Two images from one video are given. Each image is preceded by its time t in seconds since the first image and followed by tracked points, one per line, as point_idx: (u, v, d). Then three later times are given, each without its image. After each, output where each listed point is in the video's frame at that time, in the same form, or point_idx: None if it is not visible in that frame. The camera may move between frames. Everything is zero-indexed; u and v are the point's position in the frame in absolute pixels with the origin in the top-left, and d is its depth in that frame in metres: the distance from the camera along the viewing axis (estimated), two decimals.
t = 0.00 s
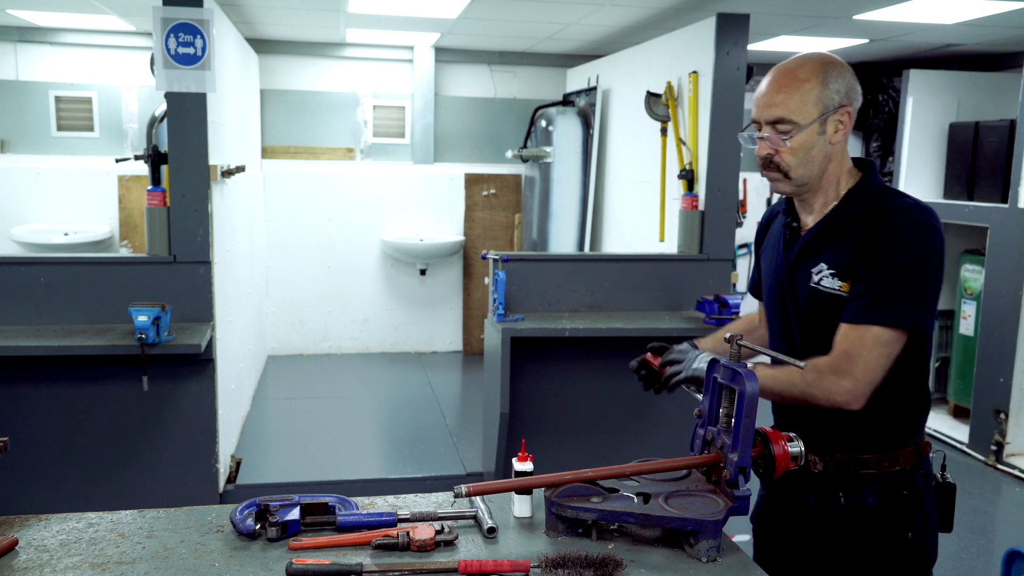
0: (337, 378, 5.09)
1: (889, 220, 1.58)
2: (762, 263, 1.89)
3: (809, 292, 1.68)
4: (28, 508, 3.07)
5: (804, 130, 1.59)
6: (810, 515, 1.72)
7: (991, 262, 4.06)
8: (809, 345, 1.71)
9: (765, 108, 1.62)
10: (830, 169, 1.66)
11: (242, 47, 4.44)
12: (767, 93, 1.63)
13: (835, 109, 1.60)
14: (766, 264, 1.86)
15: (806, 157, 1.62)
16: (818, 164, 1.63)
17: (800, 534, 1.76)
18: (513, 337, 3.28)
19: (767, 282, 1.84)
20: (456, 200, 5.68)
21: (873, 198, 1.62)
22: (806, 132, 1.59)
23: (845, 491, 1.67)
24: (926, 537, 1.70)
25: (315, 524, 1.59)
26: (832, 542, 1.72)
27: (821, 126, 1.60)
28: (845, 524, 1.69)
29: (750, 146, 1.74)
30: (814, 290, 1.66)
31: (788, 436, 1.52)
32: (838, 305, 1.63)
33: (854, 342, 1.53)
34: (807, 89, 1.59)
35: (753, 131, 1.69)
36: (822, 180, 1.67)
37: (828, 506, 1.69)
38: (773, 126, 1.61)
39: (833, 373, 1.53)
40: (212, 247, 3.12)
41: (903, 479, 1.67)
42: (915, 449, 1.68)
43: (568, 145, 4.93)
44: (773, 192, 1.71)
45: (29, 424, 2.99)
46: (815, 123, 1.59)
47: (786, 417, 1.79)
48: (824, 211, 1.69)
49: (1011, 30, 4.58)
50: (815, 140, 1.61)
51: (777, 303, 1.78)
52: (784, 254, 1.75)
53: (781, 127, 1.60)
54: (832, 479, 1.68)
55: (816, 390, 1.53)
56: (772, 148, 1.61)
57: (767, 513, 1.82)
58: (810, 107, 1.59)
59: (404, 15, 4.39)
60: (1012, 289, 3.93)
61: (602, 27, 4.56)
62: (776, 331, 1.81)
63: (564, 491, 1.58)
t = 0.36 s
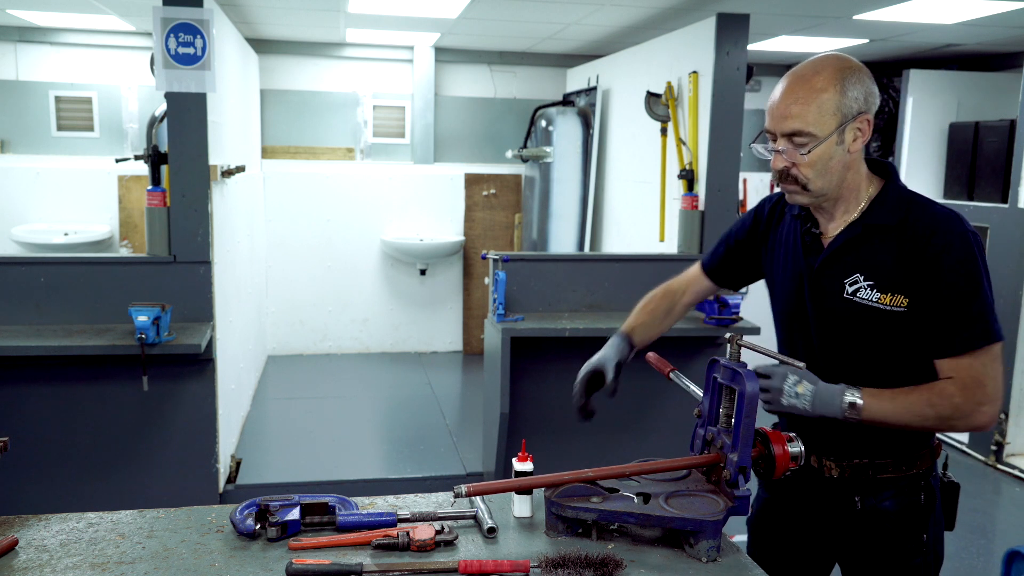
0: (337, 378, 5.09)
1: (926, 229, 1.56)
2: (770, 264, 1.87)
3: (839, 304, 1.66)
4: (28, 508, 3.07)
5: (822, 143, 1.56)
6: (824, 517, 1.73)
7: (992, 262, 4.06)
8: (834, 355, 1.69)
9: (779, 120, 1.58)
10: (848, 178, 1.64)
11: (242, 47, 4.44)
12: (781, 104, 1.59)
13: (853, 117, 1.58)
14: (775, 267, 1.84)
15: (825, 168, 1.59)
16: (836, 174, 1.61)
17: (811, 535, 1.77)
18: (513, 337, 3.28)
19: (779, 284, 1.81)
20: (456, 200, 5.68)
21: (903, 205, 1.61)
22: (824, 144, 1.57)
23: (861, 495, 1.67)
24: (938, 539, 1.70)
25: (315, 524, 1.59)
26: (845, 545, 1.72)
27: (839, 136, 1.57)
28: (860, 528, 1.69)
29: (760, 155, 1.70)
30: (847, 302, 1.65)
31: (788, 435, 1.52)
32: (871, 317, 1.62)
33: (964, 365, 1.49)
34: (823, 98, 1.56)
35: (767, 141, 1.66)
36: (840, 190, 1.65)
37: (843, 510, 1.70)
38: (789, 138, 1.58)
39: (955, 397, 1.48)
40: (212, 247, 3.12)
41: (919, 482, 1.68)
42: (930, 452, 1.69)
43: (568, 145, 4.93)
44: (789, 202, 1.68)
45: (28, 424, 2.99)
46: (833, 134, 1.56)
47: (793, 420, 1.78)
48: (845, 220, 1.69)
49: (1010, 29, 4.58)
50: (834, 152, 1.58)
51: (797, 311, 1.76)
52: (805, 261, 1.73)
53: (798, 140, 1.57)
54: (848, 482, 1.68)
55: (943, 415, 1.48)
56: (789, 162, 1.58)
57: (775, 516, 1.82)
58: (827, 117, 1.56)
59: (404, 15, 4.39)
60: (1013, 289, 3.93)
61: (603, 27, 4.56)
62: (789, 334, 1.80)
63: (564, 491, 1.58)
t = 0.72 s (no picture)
0: (337, 378, 5.09)
1: (897, 208, 1.66)
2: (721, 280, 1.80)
3: (828, 296, 1.67)
4: (28, 508, 3.07)
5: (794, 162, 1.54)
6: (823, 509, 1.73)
7: (991, 262, 4.06)
8: (818, 352, 1.69)
9: (749, 151, 1.51)
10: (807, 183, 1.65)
11: (242, 47, 4.44)
12: (745, 134, 1.51)
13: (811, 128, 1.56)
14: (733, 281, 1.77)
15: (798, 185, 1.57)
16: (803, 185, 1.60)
17: (808, 528, 1.76)
18: (513, 337, 3.28)
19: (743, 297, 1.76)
20: (456, 200, 5.68)
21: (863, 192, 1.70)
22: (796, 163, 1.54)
23: (862, 484, 1.69)
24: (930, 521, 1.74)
25: (315, 524, 1.60)
26: (845, 534, 1.72)
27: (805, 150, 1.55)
28: (862, 517, 1.70)
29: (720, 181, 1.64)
30: (836, 293, 1.66)
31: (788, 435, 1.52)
32: (857, 303, 1.66)
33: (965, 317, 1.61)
34: (787, 118, 1.51)
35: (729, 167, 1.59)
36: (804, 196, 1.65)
37: (843, 501, 1.71)
38: (763, 167, 1.53)
39: (970, 347, 1.60)
40: (212, 247, 3.12)
41: (913, 464, 1.73)
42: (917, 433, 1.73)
43: (568, 145, 4.93)
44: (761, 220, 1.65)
45: (28, 424, 2.99)
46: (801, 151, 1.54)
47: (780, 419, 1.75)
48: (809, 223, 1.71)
49: (1010, 29, 4.58)
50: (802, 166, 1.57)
51: (772, 313, 1.72)
52: (784, 264, 1.71)
53: (774, 167, 1.53)
54: (847, 472, 1.70)
55: (972, 367, 1.59)
56: (768, 189, 1.55)
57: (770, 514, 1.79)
58: (795, 137, 1.52)
59: (404, 15, 4.39)
60: (1012, 289, 3.93)
61: (602, 26, 4.56)
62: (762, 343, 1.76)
63: (564, 491, 1.58)
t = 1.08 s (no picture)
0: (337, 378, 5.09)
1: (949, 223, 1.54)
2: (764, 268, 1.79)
3: (858, 306, 1.61)
4: (28, 508, 3.07)
5: (851, 172, 1.47)
6: (842, 519, 1.72)
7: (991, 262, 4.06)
8: (843, 359, 1.64)
9: (805, 163, 1.46)
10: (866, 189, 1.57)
11: (242, 47, 4.44)
12: (801, 144, 1.46)
13: (870, 138, 1.50)
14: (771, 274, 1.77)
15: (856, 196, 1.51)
16: (859, 196, 1.54)
17: (828, 537, 1.75)
18: (513, 337, 3.28)
19: (777, 290, 1.75)
20: (455, 200, 5.68)
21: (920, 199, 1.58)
22: (853, 172, 1.48)
23: (882, 497, 1.66)
24: (960, 539, 1.68)
25: (315, 524, 1.59)
26: (865, 546, 1.71)
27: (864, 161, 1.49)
28: (880, 530, 1.68)
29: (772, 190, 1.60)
30: (867, 304, 1.60)
31: (788, 435, 1.52)
32: (888, 318, 1.58)
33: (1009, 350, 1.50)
34: (846, 129, 1.45)
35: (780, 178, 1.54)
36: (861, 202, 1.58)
37: (863, 514, 1.69)
38: (820, 179, 1.47)
39: (1009, 384, 1.50)
40: (212, 247, 3.12)
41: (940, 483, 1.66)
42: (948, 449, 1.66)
43: (568, 145, 4.93)
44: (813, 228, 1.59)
45: (28, 424, 2.99)
46: (860, 162, 1.48)
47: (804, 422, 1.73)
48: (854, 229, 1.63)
49: (1010, 29, 4.58)
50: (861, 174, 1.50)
51: (803, 315, 1.69)
52: (818, 267, 1.66)
53: (830, 178, 1.46)
54: (867, 484, 1.67)
55: (1004, 403, 1.50)
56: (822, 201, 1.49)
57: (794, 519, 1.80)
58: (853, 148, 1.46)
59: (404, 15, 4.39)
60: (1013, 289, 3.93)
61: (602, 26, 4.56)
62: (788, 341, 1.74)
63: (564, 491, 1.58)
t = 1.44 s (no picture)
0: (337, 378, 5.09)
1: None
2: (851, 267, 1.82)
3: (925, 317, 1.62)
4: (28, 508, 3.07)
5: (934, 186, 1.48)
6: (882, 537, 1.70)
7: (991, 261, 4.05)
8: (905, 369, 1.65)
9: (886, 170, 1.49)
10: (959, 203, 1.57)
11: (242, 47, 4.44)
12: (885, 152, 1.48)
13: (965, 152, 1.49)
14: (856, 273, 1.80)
15: (938, 209, 1.52)
16: (945, 207, 1.55)
17: (870, 553, 1.73)
18: (513, 337, 3.28)
19: (858, 290, 1.78)
20: (455, 200, 5.68)
21: (1012, 222, 1.56)
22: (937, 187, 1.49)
23: (924, 514, 1.64)
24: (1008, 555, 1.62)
25: (315, 524, 1.60)
26: (907, 565, 1.68)
27: (953, 174, 1.50)
28: (921, 548, 1.65)
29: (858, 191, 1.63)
30: (935, 317, 1.60)
31: (788, 434, 1.52)
32: (955, 335, 1.58)
33: None
34: (936, 139, 1.46)
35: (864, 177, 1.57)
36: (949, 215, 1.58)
37: (903, 527, 1.67)
38: (900, 188, 1.50)
39: None
40: (212, 247, 3.12)
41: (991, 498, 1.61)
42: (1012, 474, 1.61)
43: (568, 145, 4.93)
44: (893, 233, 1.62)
45: (28, 424, 2.99)
46: (948, 176, 1.49)
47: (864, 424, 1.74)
48: (938, 239, 1.63)
49: (1010, 30, 4.58)
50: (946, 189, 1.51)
51: (874, 314, 1.72)
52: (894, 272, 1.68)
53: (911, 188, 1.49)
54: (909, 499, 1.66)
55: None
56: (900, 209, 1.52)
57: (836, 533, 1.80)
58: (942, 161, 1.47)
59: (404, 15, 4.39)
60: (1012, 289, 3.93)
61: (603, 26, 4.56)
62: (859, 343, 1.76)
63: (564, 491, 1.57)
